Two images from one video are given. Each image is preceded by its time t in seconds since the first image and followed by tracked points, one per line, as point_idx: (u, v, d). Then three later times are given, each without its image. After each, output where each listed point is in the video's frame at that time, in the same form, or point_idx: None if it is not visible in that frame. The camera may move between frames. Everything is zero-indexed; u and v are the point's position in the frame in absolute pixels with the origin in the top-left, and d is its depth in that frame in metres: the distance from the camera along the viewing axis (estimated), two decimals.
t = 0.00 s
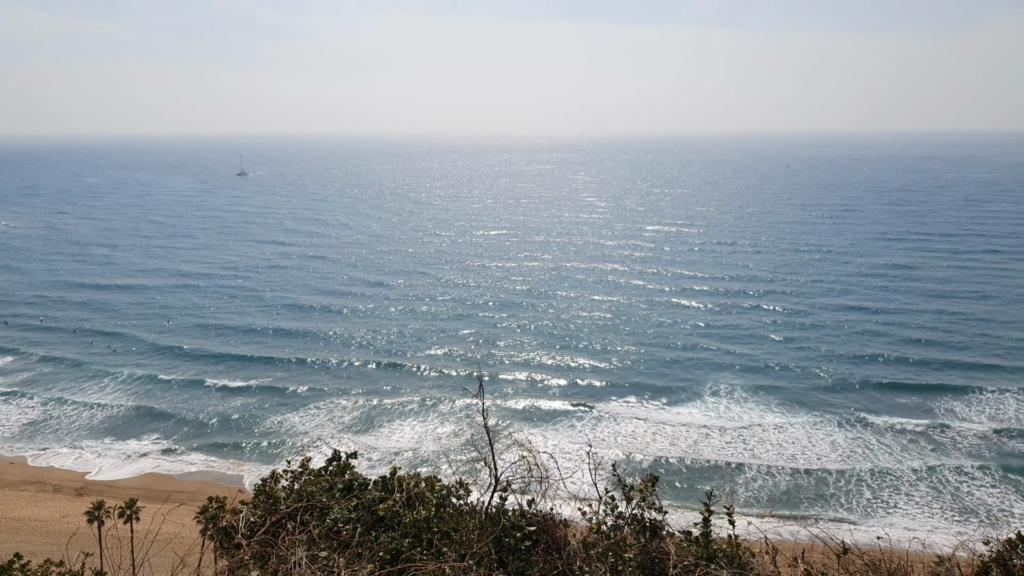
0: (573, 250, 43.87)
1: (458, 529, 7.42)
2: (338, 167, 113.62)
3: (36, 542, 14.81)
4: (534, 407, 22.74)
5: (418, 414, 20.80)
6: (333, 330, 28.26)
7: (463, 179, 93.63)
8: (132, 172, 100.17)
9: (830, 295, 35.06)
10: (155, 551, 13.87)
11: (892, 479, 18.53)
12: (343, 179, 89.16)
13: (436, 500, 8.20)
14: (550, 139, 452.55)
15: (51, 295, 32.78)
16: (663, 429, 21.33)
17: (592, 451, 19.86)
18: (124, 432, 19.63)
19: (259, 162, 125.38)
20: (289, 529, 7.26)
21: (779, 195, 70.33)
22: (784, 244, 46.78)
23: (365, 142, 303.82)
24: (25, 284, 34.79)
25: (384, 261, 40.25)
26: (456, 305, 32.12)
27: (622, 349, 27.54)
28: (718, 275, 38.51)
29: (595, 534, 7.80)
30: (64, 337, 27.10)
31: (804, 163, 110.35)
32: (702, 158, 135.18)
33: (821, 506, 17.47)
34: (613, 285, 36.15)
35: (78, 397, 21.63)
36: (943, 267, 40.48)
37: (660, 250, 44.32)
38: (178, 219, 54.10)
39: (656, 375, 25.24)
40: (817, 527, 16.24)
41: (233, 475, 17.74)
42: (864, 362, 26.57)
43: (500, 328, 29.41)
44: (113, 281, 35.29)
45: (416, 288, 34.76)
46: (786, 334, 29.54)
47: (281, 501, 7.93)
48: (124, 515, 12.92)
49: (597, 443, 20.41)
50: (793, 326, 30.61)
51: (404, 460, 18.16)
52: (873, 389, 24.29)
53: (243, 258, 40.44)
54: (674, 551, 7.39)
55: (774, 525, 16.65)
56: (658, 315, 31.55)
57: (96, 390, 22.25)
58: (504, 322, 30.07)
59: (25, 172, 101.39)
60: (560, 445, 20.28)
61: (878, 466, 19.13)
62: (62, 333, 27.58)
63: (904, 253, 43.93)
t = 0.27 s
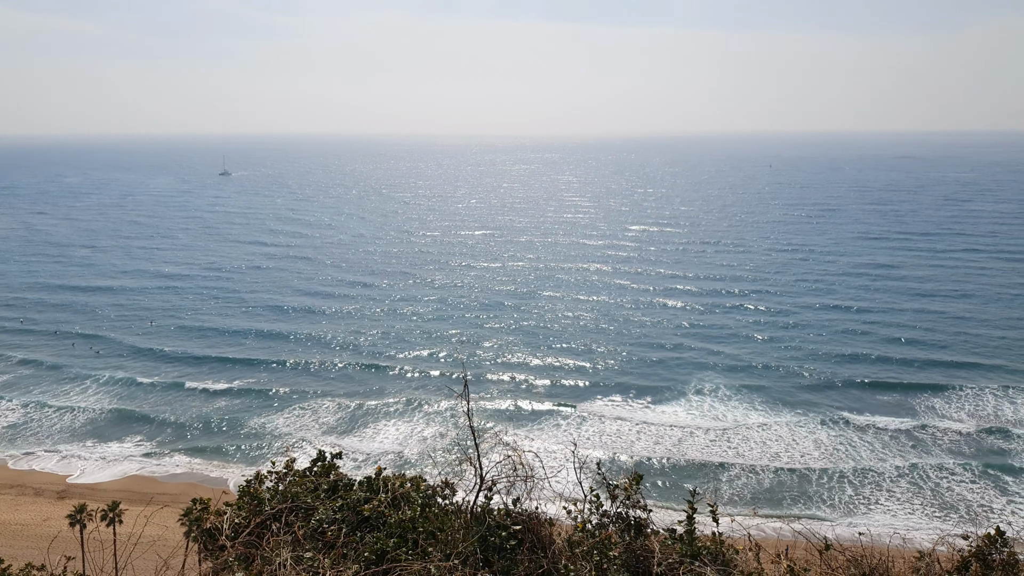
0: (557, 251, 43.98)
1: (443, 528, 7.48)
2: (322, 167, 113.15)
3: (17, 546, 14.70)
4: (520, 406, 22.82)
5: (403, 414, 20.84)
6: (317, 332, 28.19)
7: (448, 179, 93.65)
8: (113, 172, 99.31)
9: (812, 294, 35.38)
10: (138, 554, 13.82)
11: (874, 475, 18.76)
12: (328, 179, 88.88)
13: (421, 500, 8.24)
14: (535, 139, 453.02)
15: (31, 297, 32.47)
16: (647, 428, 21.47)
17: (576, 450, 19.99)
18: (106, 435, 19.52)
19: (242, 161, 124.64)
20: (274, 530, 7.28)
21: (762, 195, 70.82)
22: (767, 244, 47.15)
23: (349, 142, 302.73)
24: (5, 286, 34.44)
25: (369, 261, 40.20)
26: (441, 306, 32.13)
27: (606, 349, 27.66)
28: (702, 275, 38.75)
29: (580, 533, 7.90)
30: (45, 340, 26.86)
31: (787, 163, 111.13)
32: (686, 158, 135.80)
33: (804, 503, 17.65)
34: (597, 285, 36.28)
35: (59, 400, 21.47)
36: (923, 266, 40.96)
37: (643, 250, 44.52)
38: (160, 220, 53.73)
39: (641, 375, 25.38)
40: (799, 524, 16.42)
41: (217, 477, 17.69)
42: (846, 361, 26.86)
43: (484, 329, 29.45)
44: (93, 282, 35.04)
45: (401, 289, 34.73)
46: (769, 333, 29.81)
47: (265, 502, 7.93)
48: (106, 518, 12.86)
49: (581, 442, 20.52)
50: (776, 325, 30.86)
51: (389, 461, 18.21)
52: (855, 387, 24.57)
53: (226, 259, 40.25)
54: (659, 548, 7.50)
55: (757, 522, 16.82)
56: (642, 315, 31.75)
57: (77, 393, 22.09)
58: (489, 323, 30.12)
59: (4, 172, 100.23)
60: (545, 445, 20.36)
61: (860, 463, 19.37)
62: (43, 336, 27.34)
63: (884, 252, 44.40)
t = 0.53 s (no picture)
0: (542, 251, 44.07)
1: (429, 529, 7.51)
2: (306, 168, 112.64)
3: None
4: (505, 406, 22.91)
5: (388, 416, 20.83)
6: (301, 334, 28.07)
7: (433, 179, 93.52)
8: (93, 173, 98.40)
9: (794, 294, 35.69)
10: (121, 557, 13.74)
11: (856, 472, 18.98)
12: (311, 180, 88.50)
13: (407, 501, 8.26)
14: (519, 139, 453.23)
15: (11, 300, 32.12)
16: (631, 427, 21.57)
17: (561, 449, 20.08)
18: (87, 439, 19.37)
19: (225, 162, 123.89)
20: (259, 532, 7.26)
21: (744, 195, 71.30)
22: (750, 244, 47.48)
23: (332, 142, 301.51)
24: None
25: (354, 262, 40.12)
26: (427, 308, 32.13)
27: (591, 350, 27.76)
28: (685, 275, 38.98)
29: (565, 532, 7.98)
30: (25, 343, 26.59)
31: (769, 163, 111.89)
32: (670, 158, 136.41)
33: (788, 501, 17.81)
34: (581, 286, 36.40)
35: (39, 404, 21.28)
36: (904, 266, 41.41)
37: (628, 250, 44.70)
38: (141, 221, 53.30)
39: (625, 375, 25.54)
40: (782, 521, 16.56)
41: (200, 479, 17.61)
42: (828, 360, 27.15)
43: (469, 330, 29.47)
44: (74, 285, 34.73)
45: (386, 290, 34.70)
46: (751, 333, 30.07)
47: (250, 505, 7.91)
48: (88, 522, 12.78)
49: (566, 442, 20.59)
50: (759, 325, 31.09)
51: (376, 462, 18.23)
52: (837, 386, 24.85)
53: (209, 261, 40.02)
54: (644, 546, 7.59)
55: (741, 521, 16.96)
56: (626, 316, 31.91)
57: (58, 397, 21.90)
58: (474, 324, 30.13)
59: None
60: (530, 445, 20.42)
61: (843, 461, 19.59)
62: (23, 339, 27.05)
63: (865, 252, 44.85)
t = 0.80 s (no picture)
0: (526, 251, 44.13)
1: (414, 529, 7.53)
2: (288, 168, 112.05)
3: None
4: (490, 406, 22.97)
5: (373, 417, 20.82)
6: (285, 336, 27.94)
7: (416, 180, 93.36)
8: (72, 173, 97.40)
9: (777, 294, 35.98)
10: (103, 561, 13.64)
11: (838, 469, 19.19)
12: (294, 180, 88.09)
13: (392, 502, 8.28)
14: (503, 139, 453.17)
15: None
16: (616, 427, 21.69)
17: (546, 449, 20.18)
18: (68, 443, 19.23)
19: (207, 162, 123.03)
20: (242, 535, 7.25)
21: (727, 194, 71.71)
22: (732, 243, 47.77)
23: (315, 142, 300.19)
24: None
25: (337, 263, 40.00)
26: (411, 309, 32.12)
27: (575, 351, 27.85)
28: (669, 275, 39.20)
29: (550, 531, 8.03)
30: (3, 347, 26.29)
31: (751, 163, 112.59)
32: (653, 158, 136.95)
33: (771, 498, 17.97)
34: (565, 286, 36.48)
35: (19, 409, 21.09)
36: (884, 265, 41.84)
37: (611, 250, 44.87)
38: (122, 223, 52.83)
39: (610, 375, 25.69)
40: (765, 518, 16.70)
41: (184, 482, 17.52)
42: (810, 359, 27.39)
43: (454, 331, 29.47)
44: (53, 287, 34.38)
45: (370, 291, 34.66)
46: (734, 333, 30.31)
47: (233, 507, 7.89)
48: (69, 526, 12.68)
49: (551, 441, 20.68)
50: (742, 325, 31.30)
51: (362, 463, 18.24)
52: (819, 384, 25.11)
53: (191, 263, 39.77)
54: (629, 543, 7.66)
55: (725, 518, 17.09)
56: (610, 316, 32.06)
57: (38, 401, 21.71)
58: (458, 326, 30.15)
59: None
60: (516, 445, 20.48)
61: (825, 459, 19.79)
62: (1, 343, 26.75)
63: (847, 251, 45.26)
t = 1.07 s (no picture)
0: (510, 252, 44.21)
1: (399, 529, 7.58)
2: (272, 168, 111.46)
3: None
4: (476, 406, 23.06)
5: (357, 418, 20.85)
6: (268, 338, 27.87)
7: (401, 180, 93.17)
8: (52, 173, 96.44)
9: (759, 294, 36.28)
10: (85, 564, 13.60)
11: (820, 467, 19.42)
12: (278, 180, 87.71)
13: (377, 502, 8.30)
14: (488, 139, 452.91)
15: None
16: (600, 426, 21.84)
17: (532, 448, 20.30)
18: (49, 445, 19.12)
19: (190, 162, 122.15)
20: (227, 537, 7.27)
21: (711, 194, 72.14)
22: (716, 243, 48.10)
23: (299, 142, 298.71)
24: None
25: (322, 264, 39.92)
26: (396, 310, 32.14)
27: (559, 351, 27.97)
28: (652, 275, 39.42)
29: (535, 531, 8.13)
30: None
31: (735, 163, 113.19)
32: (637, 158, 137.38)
33: (754, 496, 18.16)
34: (549, 287, 36.60)
35: None
36: (865, 264, 42.27)
37: (595, 250, 45.03)
38: (103, 223, 52.43)
39: (594, 375, 25.86)
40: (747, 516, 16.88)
41: (167, 485, 17.49)
42: (791, 358, 27.65)
43: (438, 332, 29.51)
44: (33, 289, 34.07)
45: (354, 292, 34.62)
46: (717, 332, 30.57)
47: (218, 508, 7.91)
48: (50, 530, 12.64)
49: (536, 440, 20.81)
50: (724, 325, 31.55)
51: (348, 464, 18.28)
52: (801, 382, 25.38)
53: (173, 264, 39.53)
54: (613, 542, 7.77)
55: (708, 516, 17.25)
56: (594, 316, 32.22)
57: (19, 404, 21.56)
58: (443, 326, 30.19)
59: None
60: (500, 445, 20.57)
61: (808, 457, 20.02)
62: None
63: (828, 251, 45.70)
